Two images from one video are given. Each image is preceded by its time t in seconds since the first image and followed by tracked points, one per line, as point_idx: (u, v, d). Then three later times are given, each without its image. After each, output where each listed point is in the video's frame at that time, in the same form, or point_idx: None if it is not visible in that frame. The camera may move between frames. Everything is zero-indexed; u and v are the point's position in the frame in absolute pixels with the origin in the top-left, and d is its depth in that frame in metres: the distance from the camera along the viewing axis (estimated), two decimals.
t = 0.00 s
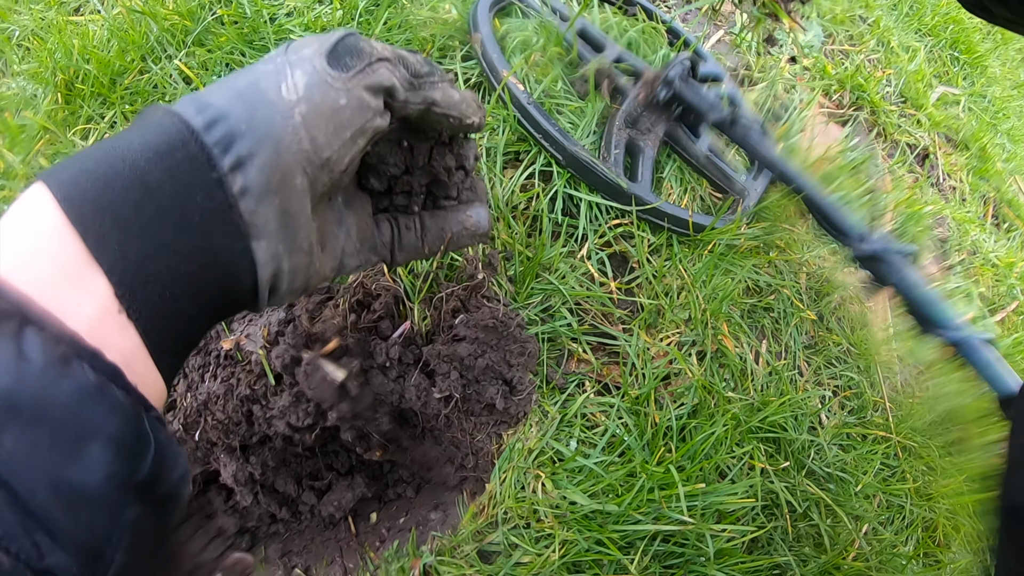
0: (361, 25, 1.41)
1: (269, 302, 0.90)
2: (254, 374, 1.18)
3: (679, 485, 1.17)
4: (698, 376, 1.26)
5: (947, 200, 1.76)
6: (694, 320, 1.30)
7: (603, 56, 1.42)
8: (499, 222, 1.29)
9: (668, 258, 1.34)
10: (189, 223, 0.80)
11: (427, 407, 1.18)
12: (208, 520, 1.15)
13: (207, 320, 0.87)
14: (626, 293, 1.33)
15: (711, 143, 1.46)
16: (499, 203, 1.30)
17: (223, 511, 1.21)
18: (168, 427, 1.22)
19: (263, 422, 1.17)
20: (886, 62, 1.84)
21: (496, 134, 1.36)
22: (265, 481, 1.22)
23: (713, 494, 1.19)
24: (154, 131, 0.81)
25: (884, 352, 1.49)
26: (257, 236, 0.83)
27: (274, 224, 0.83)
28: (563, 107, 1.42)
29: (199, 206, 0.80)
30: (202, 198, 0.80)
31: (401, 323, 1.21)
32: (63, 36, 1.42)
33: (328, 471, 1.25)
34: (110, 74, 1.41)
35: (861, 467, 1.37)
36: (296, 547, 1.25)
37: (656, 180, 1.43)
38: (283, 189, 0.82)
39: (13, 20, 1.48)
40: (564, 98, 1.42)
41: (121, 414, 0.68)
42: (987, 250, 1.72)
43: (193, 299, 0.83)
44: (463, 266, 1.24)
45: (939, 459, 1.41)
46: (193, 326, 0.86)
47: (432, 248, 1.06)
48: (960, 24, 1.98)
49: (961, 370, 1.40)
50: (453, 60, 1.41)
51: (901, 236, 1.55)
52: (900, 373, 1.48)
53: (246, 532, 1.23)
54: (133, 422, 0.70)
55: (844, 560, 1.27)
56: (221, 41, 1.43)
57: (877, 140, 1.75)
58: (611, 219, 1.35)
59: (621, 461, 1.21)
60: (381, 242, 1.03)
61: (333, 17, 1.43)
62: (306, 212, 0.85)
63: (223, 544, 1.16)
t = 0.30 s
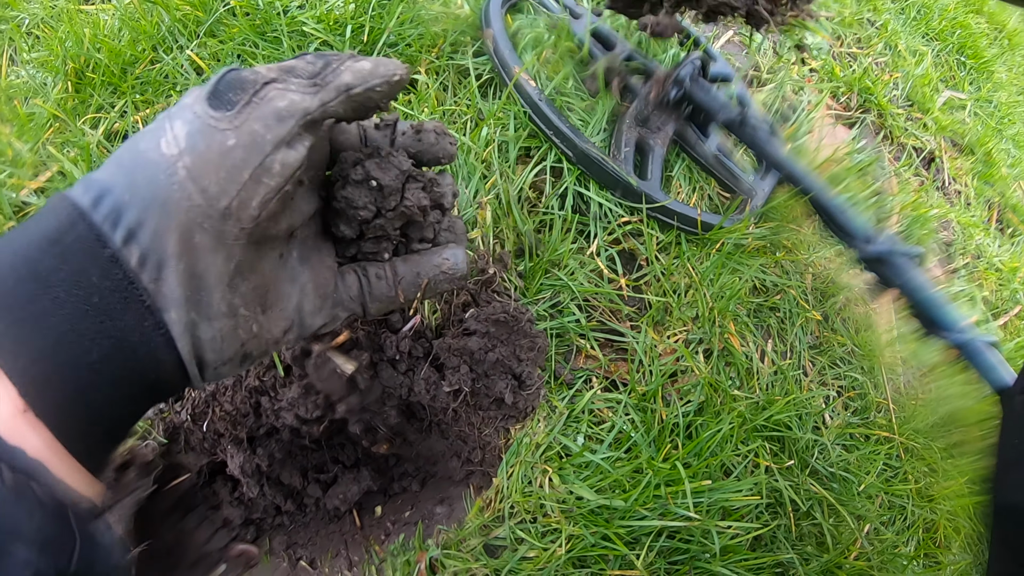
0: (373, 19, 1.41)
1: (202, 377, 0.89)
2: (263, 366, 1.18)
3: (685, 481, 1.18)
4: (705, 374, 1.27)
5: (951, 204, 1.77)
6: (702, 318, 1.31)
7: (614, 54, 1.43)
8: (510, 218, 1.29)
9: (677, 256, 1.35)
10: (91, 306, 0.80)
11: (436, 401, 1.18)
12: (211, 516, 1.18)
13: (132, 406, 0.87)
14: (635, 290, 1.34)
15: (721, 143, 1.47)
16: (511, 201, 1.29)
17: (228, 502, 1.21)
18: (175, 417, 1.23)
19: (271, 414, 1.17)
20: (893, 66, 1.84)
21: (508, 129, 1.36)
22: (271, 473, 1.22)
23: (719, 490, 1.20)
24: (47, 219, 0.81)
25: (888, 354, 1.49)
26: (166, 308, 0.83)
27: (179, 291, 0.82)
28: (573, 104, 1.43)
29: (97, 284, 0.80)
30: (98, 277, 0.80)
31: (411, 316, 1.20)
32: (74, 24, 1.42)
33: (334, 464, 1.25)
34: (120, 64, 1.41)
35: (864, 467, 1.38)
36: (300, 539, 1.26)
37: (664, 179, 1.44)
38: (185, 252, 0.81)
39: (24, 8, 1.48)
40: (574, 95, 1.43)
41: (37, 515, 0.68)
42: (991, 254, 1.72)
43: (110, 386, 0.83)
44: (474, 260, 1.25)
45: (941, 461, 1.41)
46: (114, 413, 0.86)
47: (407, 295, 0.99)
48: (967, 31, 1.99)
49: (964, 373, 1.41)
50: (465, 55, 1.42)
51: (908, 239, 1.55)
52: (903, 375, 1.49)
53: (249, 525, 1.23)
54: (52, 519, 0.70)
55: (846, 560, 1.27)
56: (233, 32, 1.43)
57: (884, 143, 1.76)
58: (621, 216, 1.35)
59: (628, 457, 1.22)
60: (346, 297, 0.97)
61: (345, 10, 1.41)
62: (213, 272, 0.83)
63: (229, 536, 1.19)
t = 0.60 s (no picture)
0: (373, 17, 1.39)
1: (196, 356, 0.84)
2: (257, 368, 1.16)
3: (684, 488, 1.17)
4: (705, 380, 1.25)
5: (953, 210, 1.76)
6: (701, 323, 1.30)
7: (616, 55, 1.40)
8: (509, 220, 1.28)
9: (677, 261, 1.33)
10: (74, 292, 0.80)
11: (432, 405, 1.17)
12: (203, 520, 1.18)
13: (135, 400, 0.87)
14: (634, 294, 1.33)
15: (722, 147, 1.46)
16: (511, 203, 1.29)
17: (222, 505, 1.21)
18: (169, 419, 1.20)
19: (265, 417, 1.16)
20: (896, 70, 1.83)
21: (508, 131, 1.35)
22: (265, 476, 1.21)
23: (718, 498, 1.19)
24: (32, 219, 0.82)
25: (888, 361, 1.48)
26: (142, 278, 0.80)
27: (150, 256, 0.79)
28: (574, 106, 1.41)
29: (76, 264, 0.79)
30: (77, 259, 0.79)
31: (408, 320, 1.19)
32: (71, 21, 1.41)
33: (330, 468, 1.25)
34: (118, 61, 1.40)
35: (864, 475, 1.37)
36: (295, 542, 1.25)
37: (666, 181, 1.43)
38: (150, 214, 0.78)
39: (22, 4, 1.47)
40: (575, 97, 1.42)
41: (17, 484, 0.72)
42: (992, 260, 1.71)
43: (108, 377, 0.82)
44: (472, 263, 1.22)
45: (941, 468, 1.40)
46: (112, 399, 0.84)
47: (441, 247, 0.92)
48: (969, 35, 1.99)
49: (963, 381, 1.36)
50: (465, 55, 1.41)
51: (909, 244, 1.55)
52: (903, 381, 1.48)
53: (244, 528, 1.23)
54: (34, 489, 0.74)
55: (844, 567, 1.28)
56: (231, 30, 1.41)
57: (886, 147, 1.75)
58: (621, 219, 1.34)
59: (626, 463, 1.20)
60: (363, 268, 0.91)
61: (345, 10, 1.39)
62: (181, 234, 0.79)
63: (222, 539, 1.19)
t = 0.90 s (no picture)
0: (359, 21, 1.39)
1: (226, 187, 0.92)
2: (241, 376, 1.14)
3: (672, 495, 1.16)
4: (693, 385, 1.25)
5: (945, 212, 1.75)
6: (690, 328, 1.29)
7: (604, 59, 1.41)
8: (494, 224, 1.27)
9: (665, 265, 1.33)
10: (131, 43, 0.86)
11: (417, 412, 1.17)
12: (188, 528, 1.19)
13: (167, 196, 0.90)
14: (623, 299, 1.32)
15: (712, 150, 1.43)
16: (497, 209, 1.27)
17: (207, 513, 1.20)
18: (152, 427, 1.18)
19: (250, 424, 1.15)
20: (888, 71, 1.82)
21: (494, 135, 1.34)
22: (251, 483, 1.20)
23: (706, 505, 1.18)
24: (120, 23, 0.88)
25: (880, 364, 1.47)
26: (204, 107, 0.87)
27: (212, 98, 0.86)
28: (562, 109, 1.40)
29: (130, 66, 0.85)
30: (152, 69, 0.85)
31: (392, 328, 1.19)
32: (56, 25, 1.40)
33: (316, 474, 1.23)
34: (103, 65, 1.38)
35: (854, 479, 1.36)
36: (281, 550, 1.24)
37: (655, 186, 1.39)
38: (216, 58, 0.85)
39: (6, 8, 1.45)
40: (562, 101, 1.41)
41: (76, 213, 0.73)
42: (983, 262, 1.70)
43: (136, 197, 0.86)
44: (457, 269, 1.22)
45: (932, 472, 1.40)
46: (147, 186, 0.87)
47: (467, 158, 0.98)
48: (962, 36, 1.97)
49: (954, 383, 1.41)
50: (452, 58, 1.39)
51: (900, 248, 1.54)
52: (897, 385, 1.46)
53: (230, 536, 1.22)
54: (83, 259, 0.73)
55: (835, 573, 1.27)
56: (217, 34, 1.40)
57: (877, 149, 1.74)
58: (609, 223, 1.33)
59: (613, 470, 1.19)
60: (395, 150, 0.96)
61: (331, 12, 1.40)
62: (245, 89, 0.86)
63: (207, 548, 1.20)
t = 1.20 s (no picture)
0: (333, 27, 1.38)
1: None
2: (214, 384, 1.13)
3: (644, 504, 1.16)
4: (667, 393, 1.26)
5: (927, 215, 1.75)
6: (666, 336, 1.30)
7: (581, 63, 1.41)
8: (469, 231, 1.27)
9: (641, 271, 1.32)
10: None
11: (390, 421, 1.16)
12: (164, 539, 1.19)
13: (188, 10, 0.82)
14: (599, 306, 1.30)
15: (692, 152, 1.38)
16: (470, 215, 1.27)
17: (182, 524, 1.19)
18: (124, 439, 1.15)
19: (224, 433, 1.14)
20: (871, 72, 1.81)
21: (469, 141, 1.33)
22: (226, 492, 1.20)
23: (680, 514, 1.17)
24: None
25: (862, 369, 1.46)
26: None
27: None
28: (537, 114, 1.39)
29: None
30: None
31: (365, 335, 1.17)
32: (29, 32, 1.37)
33: (294, 480, 1.22)
34: (81, 73, 1.33)
35: (835, 485, 1.34)
36: (257, 558, 1.24)
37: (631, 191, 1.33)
38: None
39: None
40: (538, 105, 1.39)
41: None
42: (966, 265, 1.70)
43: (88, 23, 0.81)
44: (429, 278, 1.21)
45: (915, 477, 1.40)
46: None
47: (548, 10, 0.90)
48: (947, 37, 1.96)
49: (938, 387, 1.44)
50: (427, 64, 1.39)
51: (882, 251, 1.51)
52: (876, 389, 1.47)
53: (206, 546, 1.21)
54: None
55: None
56: (191, 41, 1.38)
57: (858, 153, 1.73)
58: (583, 229, 1.31)
59: (587, 478, 1.19)
60: None
61: (305, 19, 1.40)
62: None
63: (186, 556, 1.21)
